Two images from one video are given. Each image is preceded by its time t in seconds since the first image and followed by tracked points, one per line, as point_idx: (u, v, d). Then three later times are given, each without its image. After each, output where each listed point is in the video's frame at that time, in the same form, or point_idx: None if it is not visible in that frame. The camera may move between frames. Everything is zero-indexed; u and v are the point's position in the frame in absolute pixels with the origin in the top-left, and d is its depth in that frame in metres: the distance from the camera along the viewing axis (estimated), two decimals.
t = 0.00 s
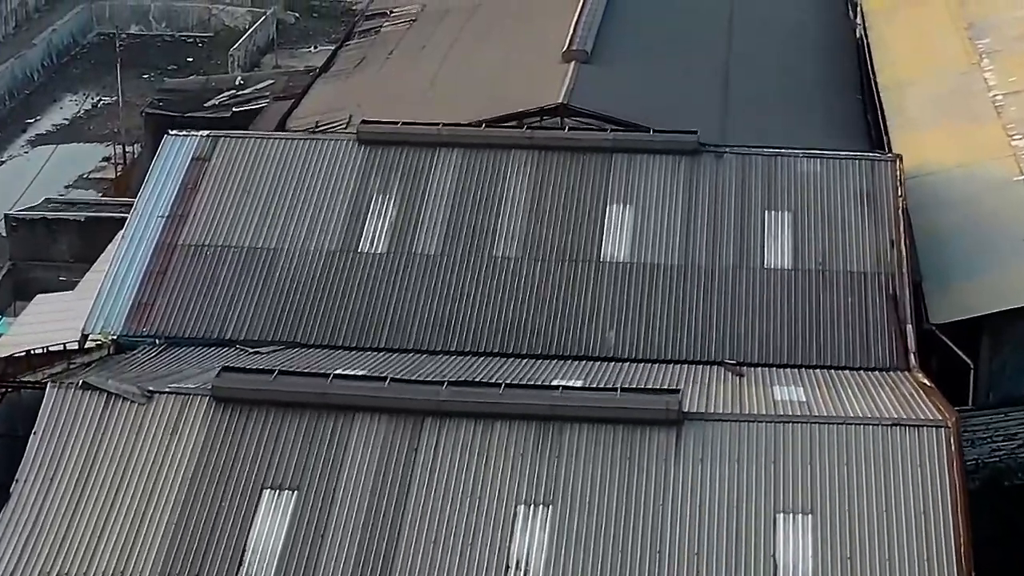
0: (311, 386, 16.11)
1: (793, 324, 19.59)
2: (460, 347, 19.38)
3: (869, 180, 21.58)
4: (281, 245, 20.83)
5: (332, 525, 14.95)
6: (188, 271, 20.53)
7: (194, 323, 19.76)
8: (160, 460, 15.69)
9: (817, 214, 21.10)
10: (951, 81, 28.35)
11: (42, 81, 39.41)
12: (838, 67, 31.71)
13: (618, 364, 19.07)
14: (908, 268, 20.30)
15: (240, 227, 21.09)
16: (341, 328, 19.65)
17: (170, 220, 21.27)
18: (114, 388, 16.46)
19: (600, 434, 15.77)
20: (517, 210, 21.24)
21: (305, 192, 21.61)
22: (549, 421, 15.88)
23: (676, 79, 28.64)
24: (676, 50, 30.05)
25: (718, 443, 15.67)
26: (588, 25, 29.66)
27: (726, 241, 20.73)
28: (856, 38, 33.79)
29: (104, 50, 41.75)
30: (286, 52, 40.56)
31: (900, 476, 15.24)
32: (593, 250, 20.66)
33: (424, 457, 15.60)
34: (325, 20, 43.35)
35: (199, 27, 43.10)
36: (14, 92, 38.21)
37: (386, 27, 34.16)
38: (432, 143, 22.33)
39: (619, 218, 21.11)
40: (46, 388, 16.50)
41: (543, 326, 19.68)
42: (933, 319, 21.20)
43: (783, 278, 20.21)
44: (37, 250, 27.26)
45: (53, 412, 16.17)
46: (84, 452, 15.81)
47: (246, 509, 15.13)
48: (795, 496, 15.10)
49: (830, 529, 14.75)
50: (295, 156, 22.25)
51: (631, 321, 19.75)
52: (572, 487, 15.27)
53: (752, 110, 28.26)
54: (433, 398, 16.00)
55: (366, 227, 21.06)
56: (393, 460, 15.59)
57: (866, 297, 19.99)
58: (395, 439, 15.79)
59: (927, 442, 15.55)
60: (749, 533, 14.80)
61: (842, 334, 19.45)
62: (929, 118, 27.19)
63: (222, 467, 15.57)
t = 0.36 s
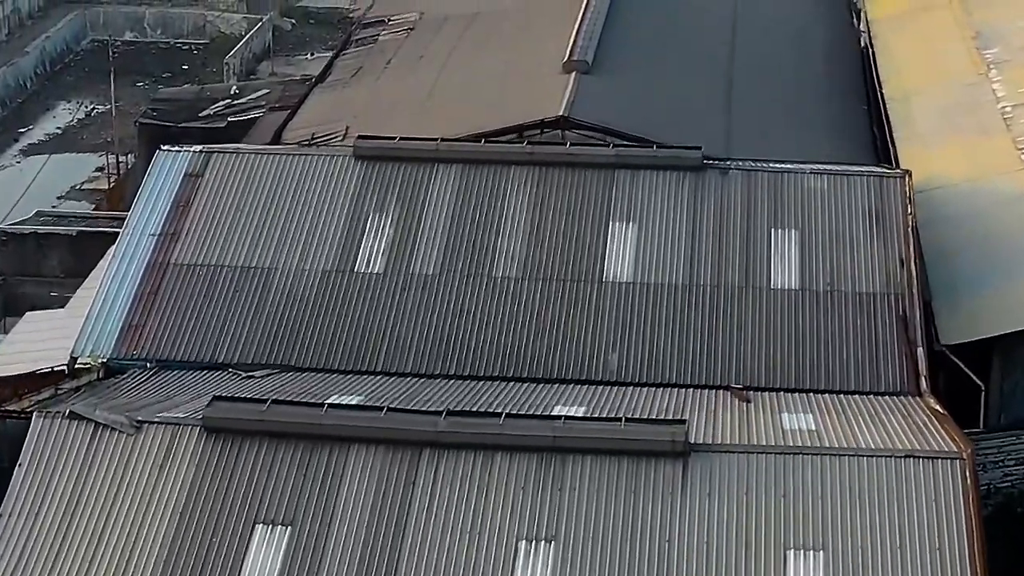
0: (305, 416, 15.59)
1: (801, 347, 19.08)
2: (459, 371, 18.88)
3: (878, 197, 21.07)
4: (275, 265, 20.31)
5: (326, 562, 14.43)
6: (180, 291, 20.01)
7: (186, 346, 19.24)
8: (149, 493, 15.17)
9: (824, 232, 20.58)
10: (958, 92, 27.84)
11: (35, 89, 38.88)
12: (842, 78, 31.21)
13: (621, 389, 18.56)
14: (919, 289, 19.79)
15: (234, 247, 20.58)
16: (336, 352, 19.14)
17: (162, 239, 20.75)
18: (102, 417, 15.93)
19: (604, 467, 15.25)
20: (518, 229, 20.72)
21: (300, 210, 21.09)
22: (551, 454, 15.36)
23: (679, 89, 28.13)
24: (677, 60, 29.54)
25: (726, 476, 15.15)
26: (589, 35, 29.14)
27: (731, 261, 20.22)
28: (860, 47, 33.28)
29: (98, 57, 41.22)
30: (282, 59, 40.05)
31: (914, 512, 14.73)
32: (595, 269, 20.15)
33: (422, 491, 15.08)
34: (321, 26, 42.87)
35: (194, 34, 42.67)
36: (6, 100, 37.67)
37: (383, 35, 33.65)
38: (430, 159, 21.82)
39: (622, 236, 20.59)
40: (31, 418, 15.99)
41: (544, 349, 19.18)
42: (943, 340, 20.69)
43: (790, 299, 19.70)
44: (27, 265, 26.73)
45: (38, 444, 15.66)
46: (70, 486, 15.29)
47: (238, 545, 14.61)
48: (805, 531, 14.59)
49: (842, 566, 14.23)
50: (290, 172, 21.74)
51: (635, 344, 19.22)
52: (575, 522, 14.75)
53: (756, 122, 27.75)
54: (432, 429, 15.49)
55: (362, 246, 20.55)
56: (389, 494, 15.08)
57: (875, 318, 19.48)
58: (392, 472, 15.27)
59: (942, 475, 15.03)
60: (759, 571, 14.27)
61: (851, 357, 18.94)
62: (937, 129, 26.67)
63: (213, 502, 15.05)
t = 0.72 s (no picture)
0: (298, 448, 15.08)
1: (810, 371, 18.57)
2: (457, 396, 18.38)
3: (887, 215, 20.56)
4: (269, 285, 19.80)
5: None
6: (171, 311, 19.49)
7: (177, 369, 18.73)
8: (137, 529, 14.67)
9: (832, 251, 20.07)
10: (964, 104, 27.34)
11: (27, 96, 38.35)
12: (846, 91, 30.74)
13: (624, 414, 18.06)
14: (929, 310, 19.30)
15: (227, 266, 20.07)
16: (331, 376, 18.63)
17: (152, 258, 20.22)
18: (88, 448, 15.41)
19: (607, 500, 14.74)
20: (518, 248, 20.21)
21: (294, 228, 20.58)
22: (553, 487, 14.86)
23: (680, 101, 27.63)
24: (679, 71, 29.03)
25: (734, 510, 14.65)
26: (590, 44, 28.62)
27: (736, 281, 19.71)
28: (865, 57, 32.78)
29: (91, 64, 40.72)
30: (277, 66, 39.54)
31: (931, 548, 14.22)
32: (597, 290, 19.64)
33: (419, 526, 14.58)
34: (317, 33, 42.42)
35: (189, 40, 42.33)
36: None
37: (380, 44, 33.14)
38: (427, 175, 21.31)
39: (625, 255, 20.08)
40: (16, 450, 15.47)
41: (545, 373, 18.67)
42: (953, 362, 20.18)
43: (797, 321, 19.19)
44: (16, 281, 26.24)
45: (22, 478, 15.15)
46: (56, 519, 14.80)
47: None
48: (816, 568, 14.08)
49: None
50: (285, 189, 21.22)
51: (638, 367, 18.73)
52: (578, 560, 14.24)
53: (759, 136, 27.27)
54: (429, 461, 14.98)
55: (358, 265, 20.04)
56: (385, 529, 14.57)
57: (885, 340, 18.97)
58: (388, 506, 14.77)
59: (959, 508, 14.51)
60: None
61: (861, 381, 18.44)
62: (944, 141, 26.16)
63: (204, 538, 14.55)
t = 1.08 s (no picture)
0: (291, 482, 14.58)
1: (817, 395, 18.07)
2: (455, 422, 17.89)
3: (896, 233, 20.05)
4: (262, 306, 19.30)
5: None
6: (161, 334, 18.99)
7: (167, 395, 18.24)
8: (124, 567, 14.17)
9: (840, 271, 19.58)
10: (971, 115, 26.83)
11: (20, 104, 37.88)
12: (849, 101, 30.23)
13: (626, 441, 17.57)
14: (939, 333, 18.80)
15: (218, 287, 19.57)
16: (326, 402, 18.13)
17: (142, 279, 19.72)
18: (74, 482, 14.89)
19: (611, 537, 14.24)
20: (517, 268, 19.71)
21: (287, 248, 20.08)
22: (554, 523, 14.36)
23: (682, 112, 27.15)
24: (680, 81, 28.54)
25: (742, 547, 14.15)
26: (589, 54, 28.09)
27: (742, 303, 19.21)
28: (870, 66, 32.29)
29: (84, 71, 40.25)
30: (272, 74, 39.05)
31: None
32: (599, 311, 19.14)
33: (415, 564, 14.08)
34: (313, 40, 41.95)
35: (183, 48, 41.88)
36: None
37: (376, 53, 32.65)
38: (425, 193, 20.80)
39: (627, 276, 19.58)
40: None
41: (545, 397, 18.17)
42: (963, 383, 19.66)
43: (804, 343, 18.69)
44: (5, 296, 25.78)
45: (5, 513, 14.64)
46: (39, 556, 14.30)
47: None
48: None
49: None
50: (278, 207, 20.72)
51: (641, 391, 18.22)
52: None
53: (762, 147, 26.79)
54: (426, 495, 14.46)
55: (353, 286, 19.54)
56: (380, 566, 14.08)
57: (894, 364, 18.47)
58: (383, 543, 14.27)
59: (974, 546, 14.01)
60: None
61: (870, 406, 17.94)
62: (952, 154, 25.65)
63: None
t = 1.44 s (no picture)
0: (283, 518, 14.08)
1: (827, 421, 17.57)
2: (454, 450, 17.40)
3: (905, 253, 19.56)
4: (255, 329, 18.80)
5: None
6: (152, 358, 18.48)
7: (158, 422, 17.73)
8: None
9: (848, 292, 19.07)
10: (978, 127, 26.34)
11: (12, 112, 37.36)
12: (854, 111, 29.75)
13: (629, 469, 17.08)
14: (950, 356, 18.30)
15: (210, 309, 19.06)
16: (321, 429, 17.64)
17: (131, 300, 19.21)
18: (58, 517, 14.37)
19: None
20: (517, 288, 19.21)
21: (281, 268, 19.57)
22: (557, 561, 13.85)
23: (684, 123, 26.63)
24: (682, 92, 28.02)
25: None
26: (589, 64, 27.58)
27: (748, 324, 18.71)
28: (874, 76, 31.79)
29: (77, 79, 39.74)
30: (268, 81, 38.55)
31: None
32: (600, 333, 18.64)
33: None
34: (309, 48, 41.48)
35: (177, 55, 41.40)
36: None
37: (372, 61, 32.15)
38: (422, 210, 20.28)
39: (629, 297, 19.07)
40: None
41: (546, 423, 17.67)
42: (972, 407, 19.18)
43: (812, 367, 18.19)
44: None
45: None
46: None
47: None
48: None
49: None
50: (272, 225, 20.20)
51: (645, 417, 17.72)
52: None
53: (765, 159, 26.29)
54: (424, 533, 13.96)
55: (348, 308, 19.03)
56: None
57: (905, 388, 17.97)
58: None
59: None
60: None
61: (880, 433, 17.46)
62: (960, 167, 25.16)
63: None
